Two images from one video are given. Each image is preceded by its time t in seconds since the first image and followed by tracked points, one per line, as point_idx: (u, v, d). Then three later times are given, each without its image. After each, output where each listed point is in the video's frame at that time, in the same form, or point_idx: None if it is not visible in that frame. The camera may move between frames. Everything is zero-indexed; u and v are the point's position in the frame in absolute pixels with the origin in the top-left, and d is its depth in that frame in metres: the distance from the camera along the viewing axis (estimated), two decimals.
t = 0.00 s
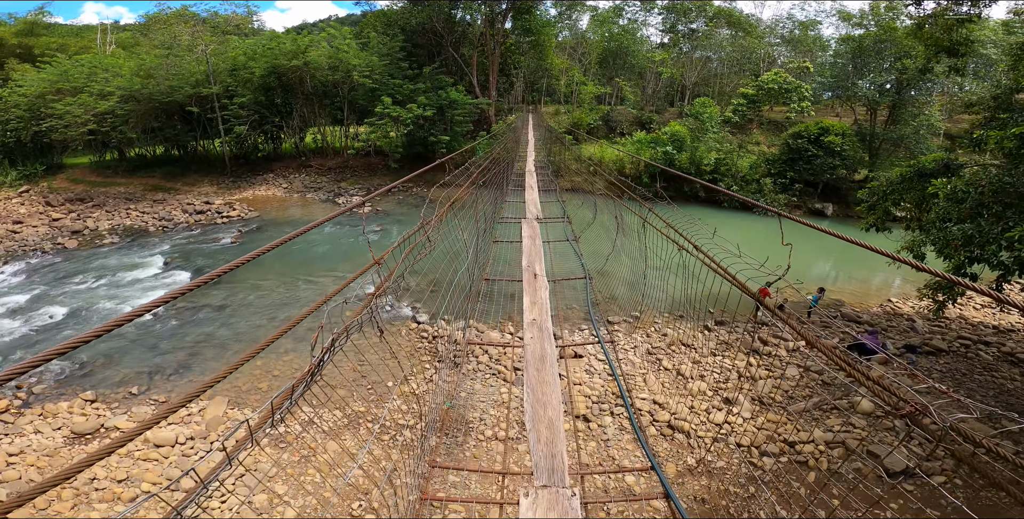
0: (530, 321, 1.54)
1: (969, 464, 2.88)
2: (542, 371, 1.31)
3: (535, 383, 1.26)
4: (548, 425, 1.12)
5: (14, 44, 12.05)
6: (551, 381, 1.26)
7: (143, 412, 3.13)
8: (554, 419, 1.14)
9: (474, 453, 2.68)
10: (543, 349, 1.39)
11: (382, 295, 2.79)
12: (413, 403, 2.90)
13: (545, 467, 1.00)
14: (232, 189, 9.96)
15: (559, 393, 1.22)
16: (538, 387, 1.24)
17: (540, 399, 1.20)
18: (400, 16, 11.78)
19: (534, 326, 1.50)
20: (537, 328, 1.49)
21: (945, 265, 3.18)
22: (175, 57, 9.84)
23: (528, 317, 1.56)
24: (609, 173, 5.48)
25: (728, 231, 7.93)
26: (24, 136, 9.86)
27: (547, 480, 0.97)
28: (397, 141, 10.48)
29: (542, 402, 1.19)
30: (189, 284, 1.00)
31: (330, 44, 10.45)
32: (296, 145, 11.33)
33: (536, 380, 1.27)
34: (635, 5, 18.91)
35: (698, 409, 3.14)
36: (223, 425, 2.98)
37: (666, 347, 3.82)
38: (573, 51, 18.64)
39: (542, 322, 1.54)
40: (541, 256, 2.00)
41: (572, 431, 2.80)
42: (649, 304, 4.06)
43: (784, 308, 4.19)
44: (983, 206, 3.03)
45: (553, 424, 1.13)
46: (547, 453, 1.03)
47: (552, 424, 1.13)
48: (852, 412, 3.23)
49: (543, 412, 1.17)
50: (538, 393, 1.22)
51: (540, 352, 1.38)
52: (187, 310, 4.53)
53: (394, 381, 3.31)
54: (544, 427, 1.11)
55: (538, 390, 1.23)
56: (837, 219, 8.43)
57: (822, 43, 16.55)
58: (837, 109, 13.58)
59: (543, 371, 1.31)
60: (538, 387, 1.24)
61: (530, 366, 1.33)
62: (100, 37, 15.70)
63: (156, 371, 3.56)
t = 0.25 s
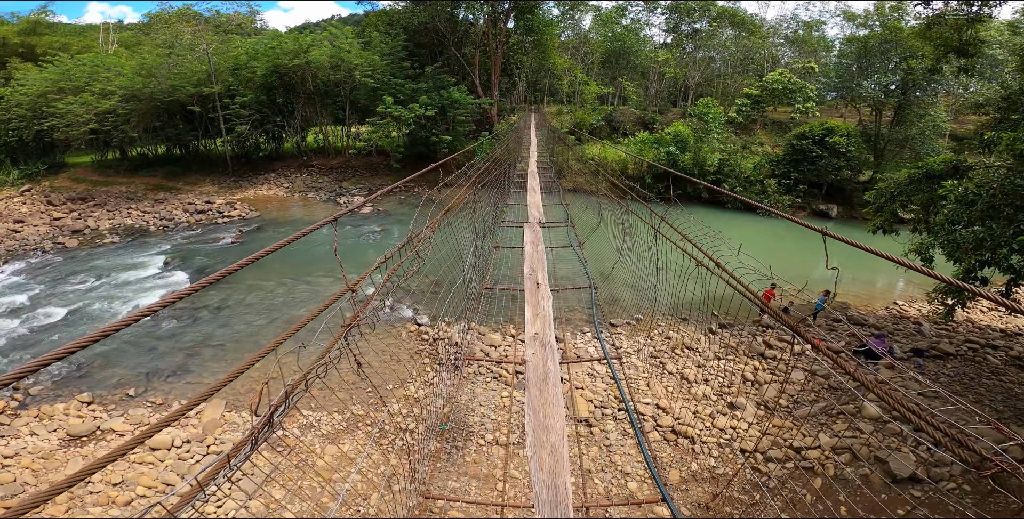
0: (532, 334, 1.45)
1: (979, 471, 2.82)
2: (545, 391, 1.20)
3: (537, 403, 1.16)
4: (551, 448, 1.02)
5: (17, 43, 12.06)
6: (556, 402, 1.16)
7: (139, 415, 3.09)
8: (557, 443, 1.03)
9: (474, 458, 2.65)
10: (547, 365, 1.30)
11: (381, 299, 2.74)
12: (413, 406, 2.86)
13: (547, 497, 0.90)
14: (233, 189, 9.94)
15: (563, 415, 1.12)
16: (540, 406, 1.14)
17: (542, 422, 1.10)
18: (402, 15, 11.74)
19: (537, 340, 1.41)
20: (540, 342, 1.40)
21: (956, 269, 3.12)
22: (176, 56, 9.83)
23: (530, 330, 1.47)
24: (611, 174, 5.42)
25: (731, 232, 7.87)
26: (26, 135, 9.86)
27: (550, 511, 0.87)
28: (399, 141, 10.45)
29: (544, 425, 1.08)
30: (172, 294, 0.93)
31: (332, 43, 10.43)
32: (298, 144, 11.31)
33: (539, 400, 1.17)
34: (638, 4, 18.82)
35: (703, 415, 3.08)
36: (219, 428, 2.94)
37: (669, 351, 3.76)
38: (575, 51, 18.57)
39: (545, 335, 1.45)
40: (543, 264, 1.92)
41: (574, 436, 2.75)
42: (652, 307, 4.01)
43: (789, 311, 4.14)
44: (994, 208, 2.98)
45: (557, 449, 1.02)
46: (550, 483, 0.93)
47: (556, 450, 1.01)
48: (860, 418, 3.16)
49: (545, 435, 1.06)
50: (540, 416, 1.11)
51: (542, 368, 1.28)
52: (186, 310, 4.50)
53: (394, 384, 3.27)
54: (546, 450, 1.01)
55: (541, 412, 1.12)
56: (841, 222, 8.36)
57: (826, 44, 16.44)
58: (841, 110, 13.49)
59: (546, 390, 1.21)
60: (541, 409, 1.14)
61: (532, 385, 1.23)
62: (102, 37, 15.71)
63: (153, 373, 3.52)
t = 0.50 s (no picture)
0: (534, 348, 1.41)
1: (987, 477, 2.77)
2: (547, 412, 1.16)
3: (539, 426, 1.11)
4: (553, 472, 0.97)
5: (20, 43, 12.10)
6: (559, 424, 1.12)
7: (137, 417, 3.07)
8: (561, 469, 0.98)
9: (474, 462, 2.62)
10: (549, 384, 1.25)
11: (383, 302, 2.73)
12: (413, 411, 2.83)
13: None
14: (235, 189, 9.94)
15: (567, 438, 1.07)
16: (544, 428, 1.10)
17: (544, 446, 1.05)
18: (405, 16, 11.73)
19: (539, 355, 1.37)
20: (542, 357, 1.36)
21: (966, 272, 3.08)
22: (178, 57, 9.84)
23: (532, 344, 1.43)
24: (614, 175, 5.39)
25: (735, 234, 7.82)
26: (28, 135, 9.88)
27: None
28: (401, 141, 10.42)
29: (547, 449, 1.04)
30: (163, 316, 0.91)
31: (334, 43, 10.42)
32: (299, 144, 11.30)
33: (541, 423, 1.12)
34: (641, 5, 18.80)
35: (707, 420, 3.04)
36: (218, 432, 2.91)
37: (673, 355, 3.72)
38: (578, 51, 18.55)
39: (549, 349, 1.42)
40: (547, 272, 1.89)
41: (576, 440, 2.72)
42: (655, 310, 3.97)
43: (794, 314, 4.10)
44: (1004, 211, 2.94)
45: (560, 474, 0.97)
46: (554, 510, 0.88)
47: (559, 476, 0.96)
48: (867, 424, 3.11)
49: (548, 458, 1.01)
50: (542, 439, 1.07)
51: (545, 386, 1.25)
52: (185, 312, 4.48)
53: (395, 388, 3.24)
54: (548, 474, 0.97)
55: (544, 435, 1.08)
56: (846, 223, 8.30)
57: (830, 44, 16.36)
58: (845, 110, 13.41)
59: (549, 410, 1.17)
60: (544, 431, 1.09)
61: (534, 405, 1.19)
62: (105, 37, 15.75)
63: (151, 375, 3.50)
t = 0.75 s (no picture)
0: (534, 360, 1.36)
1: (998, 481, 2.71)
2: (547, 430, 1.11)
3: (539, 445, 1.05)
4: (553, 497, 0.91)
5: (22, 45, 12.13)
6: (559, 442, 1.06)
7: (136, 421, 3.04)
8: (561, 493, 0.92)
9: (475, 467, 2.58)
10: (549, 401, 1.20)
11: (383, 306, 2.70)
12: (414, 414, 2.79)
13: None
14: (237, 190, 9.92)
15: (567, 457, 1.02)
16: (543, 447, 1.04)
17: (543, 467, 0.99)
18: (406, 15, 11.71)
19: (539, 367, 1.33)
20: (542, 370, 1.31)
21: (976, 273, 3.02)
22: (180, 57, 9.84)
23: (531, 356, 1.38)
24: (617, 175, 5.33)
25: (739, 234, 7.76)
26: (31, 136, 9.89)
27: None
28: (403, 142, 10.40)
29: (546, 471, 0.98)
30: (144, 309, 0.85)
31: (335, 43, 10.40)
32: (301, 145, 11.28)
33: (540, 442, 1.06)
34: (643, 3, 18.76)
35: (712, 425, 2.99)
36: (217, 436, 2.89)
37: (677, 357, 3.67)
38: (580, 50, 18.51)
39: (549, 361, 1.36)
40: (548, 279, 1.84)
41: (578, 445, 2.68)
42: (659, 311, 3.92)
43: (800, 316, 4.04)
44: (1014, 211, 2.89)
45: (559, 499, 0.91)
46: None
47: (559, 501, 0.90)
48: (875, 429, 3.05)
49: (548, 483, 0.95)
50: (542, 459, 1.01)
51: (544, 402, 1.20)
52: (185, 313, 4.45)
53: (395, 391, 3.21)
54: (546, 498, 0.90)
55: (544, 455, 1.02)
56: (851, 222, 8.23)
57: (834, 42, 16.28)
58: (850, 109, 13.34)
59: (548, 429, 1.11)
60: (543, 451, 1.03)
61: (533, 423, 1.14)
62: (107, 38, 15.78)
63: (150, 378, 3.48)
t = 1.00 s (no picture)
0: (534, 377, 1.32)
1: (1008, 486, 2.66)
2: (547, 453, 1.06)
3: (538, 470, 1.01)
4: None
5: (23, 46, 12.14)
6: (560, 468, 1.02)
7: (134, 425, 3.02)
8: None
9: (476, 473, 2.54)
10: (549, 422, 1.16)
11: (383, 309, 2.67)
12: (414, 419, 2.76)
13: None
14: (238, 192, 9.92)
15: (568, 486, 0.98)
16: (544, 474, 1.00)
17: (542, 496, 0.95)
18: (406, 16, 11.69)
19: (539, 384, 1.29)
20: (542, 388, 1.28)
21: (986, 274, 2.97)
22: (179, 59, 9.84)
23: (531, 372, 1.34)
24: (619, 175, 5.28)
25: (741, 234, 7.71)
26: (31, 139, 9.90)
27: None
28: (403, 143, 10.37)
29: (545, 501, 0.94)
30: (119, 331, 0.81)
31: (336, 44, 10.39)
32: (302, 146, 11.26)
33: (540, 467, 1.02)
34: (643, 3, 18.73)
35: (716, 429, 2.94)
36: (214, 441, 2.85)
37: (680, 359, 3.62)
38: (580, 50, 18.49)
39: (550, 378, 1.32)
40: (549, 287, 1.80)
41: (580, 450, 2.64)
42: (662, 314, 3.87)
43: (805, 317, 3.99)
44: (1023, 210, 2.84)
45: None
46: None
47: None
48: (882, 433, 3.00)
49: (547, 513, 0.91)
50: (541, 487, 0.97)
51: (545, 423, 1.16)
52: (184, 316, 4.43)
53: (395, 395, 3.17)
54: None
55: (543, 483, 0.98)
56: (854, 223, 8.18)
57: (836, 42, 16.24)
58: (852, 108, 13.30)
59: (548, 452, 1.07)
60: (543, 478, 0.99)
61: (533, 445, 1.09)
62: (107, 40, 15.80)
63: (148, 382, 3.45)
